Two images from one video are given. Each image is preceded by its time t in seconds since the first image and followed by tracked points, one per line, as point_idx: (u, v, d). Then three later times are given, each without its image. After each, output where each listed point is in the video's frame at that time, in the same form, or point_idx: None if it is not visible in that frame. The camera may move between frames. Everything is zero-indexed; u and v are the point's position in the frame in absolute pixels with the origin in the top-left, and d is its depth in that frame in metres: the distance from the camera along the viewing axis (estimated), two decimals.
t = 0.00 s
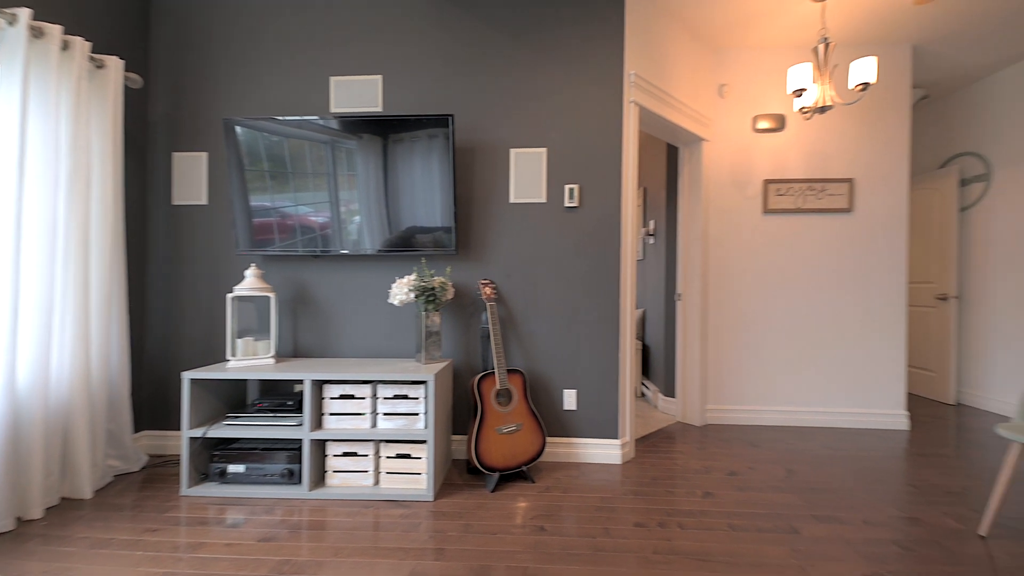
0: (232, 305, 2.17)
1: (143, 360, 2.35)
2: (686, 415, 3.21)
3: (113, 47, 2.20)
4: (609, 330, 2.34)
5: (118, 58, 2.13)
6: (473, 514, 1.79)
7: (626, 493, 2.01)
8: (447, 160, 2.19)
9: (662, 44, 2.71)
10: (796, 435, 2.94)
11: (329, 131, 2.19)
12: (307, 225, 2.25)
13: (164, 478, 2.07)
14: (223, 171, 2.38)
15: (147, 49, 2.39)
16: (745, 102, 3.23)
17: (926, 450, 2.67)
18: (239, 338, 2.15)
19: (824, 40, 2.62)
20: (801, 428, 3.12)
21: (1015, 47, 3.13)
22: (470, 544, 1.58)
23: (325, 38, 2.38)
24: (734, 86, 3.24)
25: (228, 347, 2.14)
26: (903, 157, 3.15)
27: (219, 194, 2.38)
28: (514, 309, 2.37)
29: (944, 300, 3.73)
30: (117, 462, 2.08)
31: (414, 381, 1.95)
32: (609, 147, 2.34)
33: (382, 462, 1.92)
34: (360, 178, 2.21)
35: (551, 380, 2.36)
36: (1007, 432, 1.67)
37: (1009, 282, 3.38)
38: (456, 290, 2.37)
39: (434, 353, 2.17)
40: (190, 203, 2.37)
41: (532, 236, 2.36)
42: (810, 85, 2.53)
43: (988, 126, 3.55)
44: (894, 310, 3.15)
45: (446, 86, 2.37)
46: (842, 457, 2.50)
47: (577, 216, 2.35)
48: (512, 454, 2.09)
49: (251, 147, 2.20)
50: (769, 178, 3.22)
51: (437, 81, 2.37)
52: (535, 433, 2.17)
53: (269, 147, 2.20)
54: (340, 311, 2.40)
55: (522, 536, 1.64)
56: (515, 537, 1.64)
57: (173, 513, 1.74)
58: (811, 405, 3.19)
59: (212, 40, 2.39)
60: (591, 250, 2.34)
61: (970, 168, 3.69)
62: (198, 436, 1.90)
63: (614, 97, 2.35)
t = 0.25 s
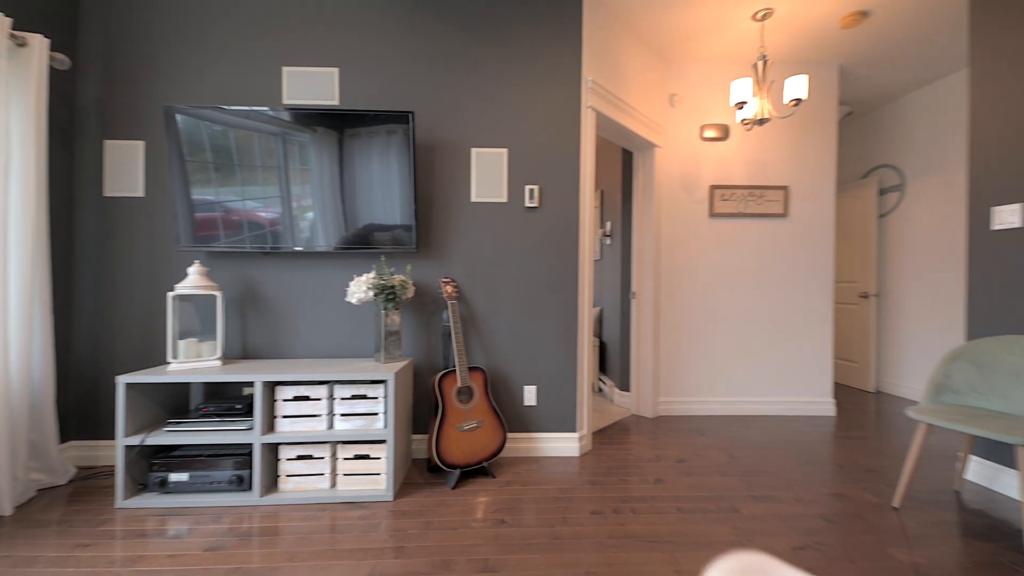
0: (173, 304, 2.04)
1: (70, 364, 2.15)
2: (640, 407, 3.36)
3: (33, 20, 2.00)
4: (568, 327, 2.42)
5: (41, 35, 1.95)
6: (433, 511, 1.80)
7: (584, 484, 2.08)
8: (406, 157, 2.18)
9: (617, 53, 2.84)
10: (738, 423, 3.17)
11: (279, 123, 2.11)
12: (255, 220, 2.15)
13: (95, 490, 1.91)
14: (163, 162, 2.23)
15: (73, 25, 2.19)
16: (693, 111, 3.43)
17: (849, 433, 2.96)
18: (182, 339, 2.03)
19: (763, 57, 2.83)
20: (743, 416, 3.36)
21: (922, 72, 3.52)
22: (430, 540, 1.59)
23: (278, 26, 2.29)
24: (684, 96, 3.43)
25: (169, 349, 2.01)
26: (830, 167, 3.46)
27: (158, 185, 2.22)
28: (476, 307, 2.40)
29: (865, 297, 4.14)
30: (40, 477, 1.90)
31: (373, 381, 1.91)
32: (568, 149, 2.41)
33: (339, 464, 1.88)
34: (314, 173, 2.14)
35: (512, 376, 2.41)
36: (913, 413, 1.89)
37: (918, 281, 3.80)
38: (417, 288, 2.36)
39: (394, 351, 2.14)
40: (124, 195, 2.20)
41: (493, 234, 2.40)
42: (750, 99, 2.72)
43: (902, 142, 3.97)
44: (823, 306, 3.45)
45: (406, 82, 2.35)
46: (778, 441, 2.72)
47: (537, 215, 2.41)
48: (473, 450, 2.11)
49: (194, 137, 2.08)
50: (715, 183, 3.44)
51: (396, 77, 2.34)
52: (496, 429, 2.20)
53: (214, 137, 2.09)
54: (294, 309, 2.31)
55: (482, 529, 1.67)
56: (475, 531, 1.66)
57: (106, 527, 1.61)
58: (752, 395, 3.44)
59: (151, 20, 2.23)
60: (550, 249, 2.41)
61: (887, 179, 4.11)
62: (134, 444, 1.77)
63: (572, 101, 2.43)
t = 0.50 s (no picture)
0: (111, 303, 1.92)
1: None
2: (598, 402, 3.50)
3: None
4: (529, 324, 2.51)
5: None
6: (394, 508, 1.80)
7: (544, 477, 2.15)
8: (364, 155, 2.15)
9: (576, 60, 2.94)
10: (688, 414, 3.37)
11: (227, 113, 2.02)
12: (201, 215, 2.05)
13: (18, 506, 1.75)
14: (97, 150, 2.07)
15: None
16: (647, 119, 3.61)
17: (784, 419, 3.23)
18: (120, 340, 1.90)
19: (710, 71, 3.02)
20: (692, 407, 3.57)
21: (847, 92, 3.89)
22: (392, 537, 1.59)
23: (230, 13, 2.19)
24: (638, 104, 3.60)
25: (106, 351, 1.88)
26: (769, 175, 3.76)
27: (93, 175, 2.07)
28: (438, 305, 2.44)
29: (800, 296, 4.55)
30: None
31: (332, 380, 1.88)
32: (528, 153, 2.51)
33: (295, 466, 1.83)
34: (265, 167, 2.07)
35: (474, 373, 2.45)
36: (836, 401, 2.09)
37: (843, 281, 4.19)
38: (377, 287, 2.35)
39: (353, 350, 2.11)
40: (53, 185, 2.03)
41: (456, 234, 2.44)
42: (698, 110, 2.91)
43: (829, 155, 4.38)
44: (763, 304, 3.74)
45: (367, 79, 2.33)
46: (722, 429, 2.93)
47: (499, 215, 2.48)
48: (435, 447, 2.14)
49: (131, 125, 1.95)
50: (668, 188, 3.63)
51: (357, 73, 2.32)
52: (458, 426, 2.24)
53: (155, 126, 1.97)
54: (246, 308, 2.22)
55: (445, 523, 1.70)
56: (438, 525, 1.69)
57: (33, 543, 1.49)
58: (700, 387, 3.66)
59: None
60: (512, 249, 2.49)
61: (818, 188, 4.52)
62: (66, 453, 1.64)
63: (533, 106, 2.51)
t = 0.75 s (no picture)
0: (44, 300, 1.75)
1: None
2: (559, 397, 3.61)
3: None
4: (491, 322, 2.57)
5: None
6: (356, 508, 1.79)
7: (506, 471, 2.21)
8: (319, 150, 2.11)
9: (537, 64, 3.02)
10: (642, 407, 3.56)
11: (169, 101, 1.92)
12: (137, 211, 1.93)
13: None
14: (21, 136, 1.91)
15: None
16: (604, 124, 3.76)
17: (728, 408, 3.48)
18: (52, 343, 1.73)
19: (661, 82, 3.20)
20: (646, 400, 3.76)
21: (782, 107, 4.24)
22: (355, 536, 1.58)
23: None
24: (596, 109, 3.74)
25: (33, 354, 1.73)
26: (715, 182, 4.02)
27: (14, 163, 1.90)
28: (400, 304, 2.44)
29: (742, 295, 4.92)
30: None
31: (289, 381, 1.82)
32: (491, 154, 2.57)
33: (250, 471, 1.76)
34: (210, 159, 1.99)
35: (437, 371, 2.48)
36: (771, 390, 2.30)
37: (779, 280, 4.56)
38: (337, 285, 2.31)
39: (312, 350, 2.06)
40: None
41: (418, 232, 2.46)
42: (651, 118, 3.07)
43: (767, 165, 4.76)
44: (710, 302, 4.00)
45: (326, 72, 2.29)
46: (673, 420, 3.12)
47: (462, 215, 2.52)
48: (397, 446, 2.14)
49: (59, 110, 1.81)
50: (624, 192, 3.80)
51: (315, 66, 2.27)
52: (420, 425, 2.25)
53: (87, 112, 1.84)
54: (193, 308, 2.11)
55: (409, 520, 1.71)
56: (401, 522, 1.70)
57: None
58: (653, 381, 3.86)
59: None
60: (474, 249, 2.54)
61: (758, 195, 4.89)
62: None
63: (496, 108, 2.57)
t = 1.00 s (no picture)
0: None
1: None
2: (523, 395, 3.68)
3: None
4: (457, 321, 2.61)
5: None
6: (319, 511, 1.75)
7: (473, 469, 2.24)
8: (272, 144, 2.05)
9: (502, 68, 3.07)
10: (603, 402, 3.70)
11: (104, 86, 1.81)
12: (66, 203, 1.79)
13: None
14: None
15: None
16: (567, 128, 3.86)
17: (681, 401, 3.69)
18: None
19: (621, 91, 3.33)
20: (606, 395, 3.90)
21: (729, 118, 4.54)
22: (319, 539, 1.56)
23: None
24: (559, 114, 3.84)
25: None
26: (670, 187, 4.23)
27: None
28: (363, 304, 2.42)
29: (694, 294, 5.21)
30: None
31: (246, 384, 1.75)
32: (456, 155, 2.59)
33: (204, 478, 1.68)
34: (151, 150, 1.88)
35: (402, 371, 2.49)
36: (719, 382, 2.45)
37: (727, 280, 4.86)
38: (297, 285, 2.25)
39: (270, 352, 1.99)
40: None
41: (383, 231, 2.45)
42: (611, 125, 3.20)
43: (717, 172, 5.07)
44: (665, 300, 4.20)
45: (286, 66, 2.23)
46: (631, 413, 3.28)
47: (427, 214, 2.53)
48: (361, 448, 2.11)
49: None
50: (586, 195, 3.92)
51: (275, 59, 2.20)
52: (385, 426, 2.24)
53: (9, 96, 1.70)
54: (137, 308, 1.99)
55: (375, 520, 1.71)
56: (367, 523, 1.69)
57: None
58: (613, 377, 4.02)
59: None
60: (440, 249, 2.57)
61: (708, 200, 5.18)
62: None
63: (461, 110, 2.60)
